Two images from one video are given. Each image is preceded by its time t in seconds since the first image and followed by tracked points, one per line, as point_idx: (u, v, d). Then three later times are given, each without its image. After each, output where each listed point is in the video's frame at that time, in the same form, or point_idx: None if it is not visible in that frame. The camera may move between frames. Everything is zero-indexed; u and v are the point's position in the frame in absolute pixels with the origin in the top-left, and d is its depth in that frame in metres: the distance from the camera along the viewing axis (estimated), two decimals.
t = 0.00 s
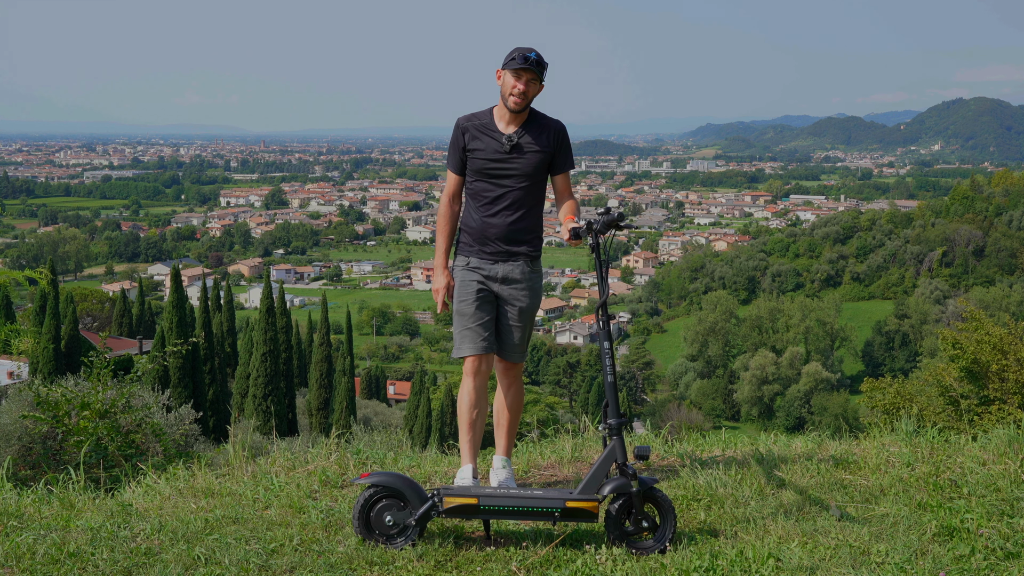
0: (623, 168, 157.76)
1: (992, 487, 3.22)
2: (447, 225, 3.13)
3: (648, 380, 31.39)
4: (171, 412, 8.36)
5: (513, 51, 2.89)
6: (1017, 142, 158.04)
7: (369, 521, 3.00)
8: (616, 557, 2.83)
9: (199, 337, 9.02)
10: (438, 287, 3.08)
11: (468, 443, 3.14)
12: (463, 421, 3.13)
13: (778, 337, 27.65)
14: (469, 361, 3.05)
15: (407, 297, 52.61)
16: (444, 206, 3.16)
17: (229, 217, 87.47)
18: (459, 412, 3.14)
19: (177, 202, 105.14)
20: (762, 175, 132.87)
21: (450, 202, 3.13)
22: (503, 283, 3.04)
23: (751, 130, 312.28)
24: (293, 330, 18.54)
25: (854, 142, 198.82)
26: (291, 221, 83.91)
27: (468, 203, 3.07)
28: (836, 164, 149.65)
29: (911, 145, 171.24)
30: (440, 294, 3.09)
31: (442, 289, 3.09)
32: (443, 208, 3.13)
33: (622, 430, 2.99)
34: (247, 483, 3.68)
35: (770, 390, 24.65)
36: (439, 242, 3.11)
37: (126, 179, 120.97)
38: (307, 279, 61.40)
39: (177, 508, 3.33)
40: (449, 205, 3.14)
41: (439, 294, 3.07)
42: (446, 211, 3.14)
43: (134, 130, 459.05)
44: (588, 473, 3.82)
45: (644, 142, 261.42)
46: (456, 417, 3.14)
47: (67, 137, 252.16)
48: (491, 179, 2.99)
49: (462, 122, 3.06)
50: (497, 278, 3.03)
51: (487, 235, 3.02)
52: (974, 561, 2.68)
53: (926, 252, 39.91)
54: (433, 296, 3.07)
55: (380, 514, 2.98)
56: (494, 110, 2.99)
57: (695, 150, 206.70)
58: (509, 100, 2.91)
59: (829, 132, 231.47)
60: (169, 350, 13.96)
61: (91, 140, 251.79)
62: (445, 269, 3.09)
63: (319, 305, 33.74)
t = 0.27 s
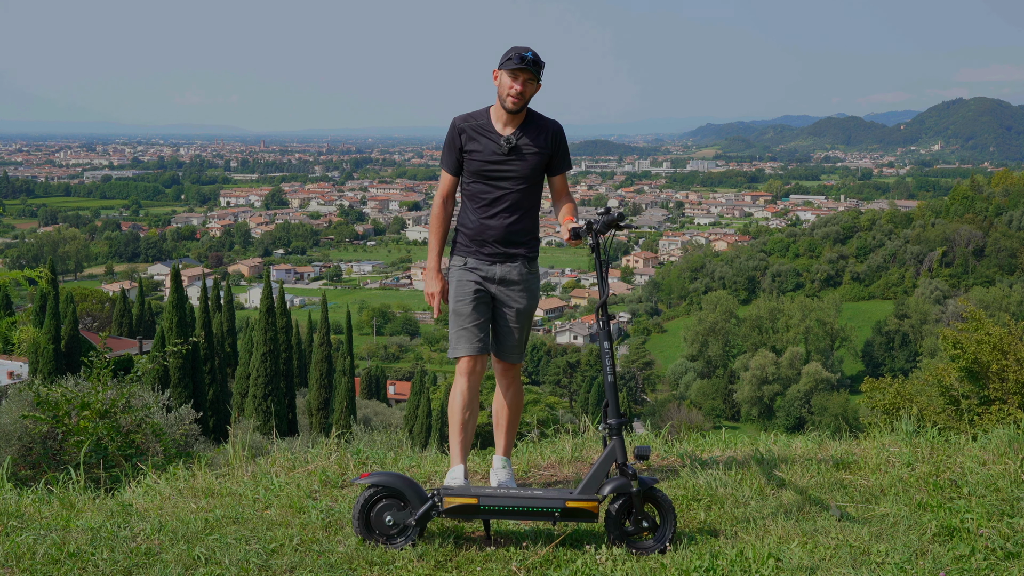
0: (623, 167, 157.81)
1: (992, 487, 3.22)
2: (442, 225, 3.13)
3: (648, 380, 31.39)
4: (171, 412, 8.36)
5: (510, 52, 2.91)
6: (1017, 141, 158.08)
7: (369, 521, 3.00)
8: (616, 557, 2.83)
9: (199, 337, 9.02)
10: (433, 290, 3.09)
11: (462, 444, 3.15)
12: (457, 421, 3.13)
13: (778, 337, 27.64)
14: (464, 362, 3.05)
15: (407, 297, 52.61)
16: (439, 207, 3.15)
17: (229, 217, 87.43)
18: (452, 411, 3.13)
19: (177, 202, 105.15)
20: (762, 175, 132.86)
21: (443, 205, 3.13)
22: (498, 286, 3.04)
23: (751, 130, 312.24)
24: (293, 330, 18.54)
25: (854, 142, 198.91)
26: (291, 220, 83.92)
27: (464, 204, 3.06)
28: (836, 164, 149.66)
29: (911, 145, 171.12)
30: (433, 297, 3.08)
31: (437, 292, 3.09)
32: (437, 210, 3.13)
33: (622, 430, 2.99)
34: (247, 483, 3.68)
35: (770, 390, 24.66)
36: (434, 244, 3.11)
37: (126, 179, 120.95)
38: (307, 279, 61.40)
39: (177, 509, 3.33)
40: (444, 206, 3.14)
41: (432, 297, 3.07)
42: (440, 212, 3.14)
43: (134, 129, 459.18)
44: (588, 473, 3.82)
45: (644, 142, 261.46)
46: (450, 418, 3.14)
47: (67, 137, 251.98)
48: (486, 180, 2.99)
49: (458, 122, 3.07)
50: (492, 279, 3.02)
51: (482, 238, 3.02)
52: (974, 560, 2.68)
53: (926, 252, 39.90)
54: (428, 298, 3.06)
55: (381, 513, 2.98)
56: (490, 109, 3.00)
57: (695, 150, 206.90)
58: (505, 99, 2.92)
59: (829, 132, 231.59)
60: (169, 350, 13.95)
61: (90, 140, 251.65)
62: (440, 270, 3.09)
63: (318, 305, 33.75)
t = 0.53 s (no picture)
0: (623, 167, 157.83)
1: (991, 487, 3.22)
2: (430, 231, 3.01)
3: (648, 380, 31.38)
4: (170, 413, 8.36)
5: (503, 55, 2.85)
6: (1017, 142, 158.17)
7: (369, 521, 3.00)
8: (616, 557, 2.83)
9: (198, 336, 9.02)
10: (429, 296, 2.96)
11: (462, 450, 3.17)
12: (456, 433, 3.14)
13: (779, 337, 27.64)
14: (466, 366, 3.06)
15: (407, 298, 52.61)
16: (426, 213, 3.04)
17: (229, 217, 87.44)
18: (450, 416, 3.14)
19: (177, 202, 105.14)
20: (762, 175, 132.86)
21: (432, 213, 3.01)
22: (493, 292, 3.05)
23: (751, 130, 312.23)
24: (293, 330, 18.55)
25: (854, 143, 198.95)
26: (291, 220, 83.93)
27: (456, 210, 3.03)
28: (836, 164, 149.68)
29: (911, 145, 171.14)
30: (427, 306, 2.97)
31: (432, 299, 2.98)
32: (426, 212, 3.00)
33: (622, 431, 2.99)
34: (247, 483, 3.68)
35: (770, 390, 24.67)
36: (425, 249, 3.00)
37: (126, 179, 120.93)
38: (307, 279, 61.41)
39: (177, 509, 3.33)
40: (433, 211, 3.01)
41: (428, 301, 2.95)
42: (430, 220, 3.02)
43: (135, 129, 459.17)
44: (588, 473, 3.82)
45: (644, 142, 261.48)
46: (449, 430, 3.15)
47: (67, 137, 251.93)
48: (480, 185, 2.97)
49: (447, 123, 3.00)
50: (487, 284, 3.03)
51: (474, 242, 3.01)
52: (974, 560, 2.68)
53: (926, 252, 39.89)
54: (424, 305, 2.96)
55: (380, 514, 2.98)
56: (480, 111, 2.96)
57: (695, 150, 206.95)
58: (501, 109, 2.87)
59: (829, 132, 231.67)
60: (169, 350, 13.96)
61: (90, 140, 251.69)
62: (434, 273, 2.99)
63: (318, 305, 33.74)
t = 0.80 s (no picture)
0: (623, 167, 157.86)
1: (992, 487, 3.22)
2: (428, 238, 2.91)
3: (648, 380, 31.38)
4: (171, 412, 8.36)
5: (489, 60, 2.83)
6: (1017, 142, 158.22)
7: (369, 521, 3.00)
8: (616, 556, 2.83)
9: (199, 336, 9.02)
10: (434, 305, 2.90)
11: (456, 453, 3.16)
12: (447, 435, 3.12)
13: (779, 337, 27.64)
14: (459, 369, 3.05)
15: (407, 298, 52.60)
16: (421, 223, 2.96)
17: (229, 217, 87.44)
18: (442, 417, 3.12)
19: (177, 202, 105.14)
20: (762, 175, 132.85)
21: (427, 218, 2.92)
22: (486, 296, 3.05)
23: (751, 130, 312.27)
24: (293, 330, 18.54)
25: (854, 143, 198.93)
26: (291, 220, 83.95)
27: (447, 217, 3.01)
28: (836, 164, 149.70)
29: (911, 145, 171.17)
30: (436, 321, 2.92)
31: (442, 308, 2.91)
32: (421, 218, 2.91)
33: (623, 430, 2.99)
34: (247, 483, 3.68)
35: (770, 390, 24.67)
36: (424, 258, 2.93)
37: (126, 179, 120.92)
38: (307, 279, 61.41)
39: (177, 509, 3.33)
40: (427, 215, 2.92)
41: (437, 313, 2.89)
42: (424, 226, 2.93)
43: (134, 129, 459.21)
44: (588, 473, 3.82)
45: (644, 142, 261.41)
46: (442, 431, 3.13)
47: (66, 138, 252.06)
48: (472, 190, 2.97)
49: (436, 126, 2.97)
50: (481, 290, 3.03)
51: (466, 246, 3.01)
52: (974, 560, 2.68)
53: (926, 252, 39.88)
54: (434, 318, 2.89)
55: (380, 513, 2.98)
56: (468, 113, 2.94)
57: (695, 150, 206.93)
58: (491, 114, 2.86)
59: (829, 132, 231.69)
60: (169, 350, 13.97)
61: (90, 141, 251.62)
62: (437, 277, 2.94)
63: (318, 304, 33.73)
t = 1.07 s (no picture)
0: (623, 168, 157.90)
1: (992, 487, 3.22)
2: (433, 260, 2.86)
3: (648, 380, 31.37)
4: (171, 412, 8.35)
5: (482, 79, 2.79)
6: (1017, 142, 158.17)
7: (369, 521, 3.00)
8: (616, 556, 2.83)
9: (199, 336, 9.01)
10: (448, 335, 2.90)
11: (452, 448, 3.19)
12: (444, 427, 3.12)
13: (778, 337, 27.67)
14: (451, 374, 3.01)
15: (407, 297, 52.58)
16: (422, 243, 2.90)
17: (229, 217, 87.43)
18: (440, 420, 3.12)
19: (177, 202, 105.10)
20: (762, 176, 132.83)
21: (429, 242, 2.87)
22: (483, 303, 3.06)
23: (751, 130, 312.29)
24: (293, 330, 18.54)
25: (854, 143, 198.91)
26: (291, 221, 83.95)
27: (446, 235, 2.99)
28: (836, 164, 149.70)
29: (911, 145, 171.11)
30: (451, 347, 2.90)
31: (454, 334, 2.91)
32: (424, 241, 2.86)
33: (622, 431, 2.99)
34: (246, 483, 3.68)
35: (770, 390, 24.67)
36: (431, 283, 2.88)
37: (126, 179, 120.88)
38: (307, 279, 61.40)
39: (177, 509, 3.33)
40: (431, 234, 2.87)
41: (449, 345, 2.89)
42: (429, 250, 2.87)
43: (134, 129, 459.15)
44: (588, 473, 3.82)
45: (644, 142, 261.31)
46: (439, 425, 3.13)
47: (64, 139, 251.84)
48: (470, 207, 2.96)
49: (430, 143, 2.91)
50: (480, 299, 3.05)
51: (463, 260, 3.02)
52: (973, 560, 2.68)
53: (926, 252, 39.86)
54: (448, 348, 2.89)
55: (380, 513, 2.98)
56: (461, 131, 2.91)
57: (695, 151, 206.93)
58: (484, 135, 2.83)
59: (829, 132, 231.71)
60: (169, 350, 13.97)
61: (90, 141, 251.69)
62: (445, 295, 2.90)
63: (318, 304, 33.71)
